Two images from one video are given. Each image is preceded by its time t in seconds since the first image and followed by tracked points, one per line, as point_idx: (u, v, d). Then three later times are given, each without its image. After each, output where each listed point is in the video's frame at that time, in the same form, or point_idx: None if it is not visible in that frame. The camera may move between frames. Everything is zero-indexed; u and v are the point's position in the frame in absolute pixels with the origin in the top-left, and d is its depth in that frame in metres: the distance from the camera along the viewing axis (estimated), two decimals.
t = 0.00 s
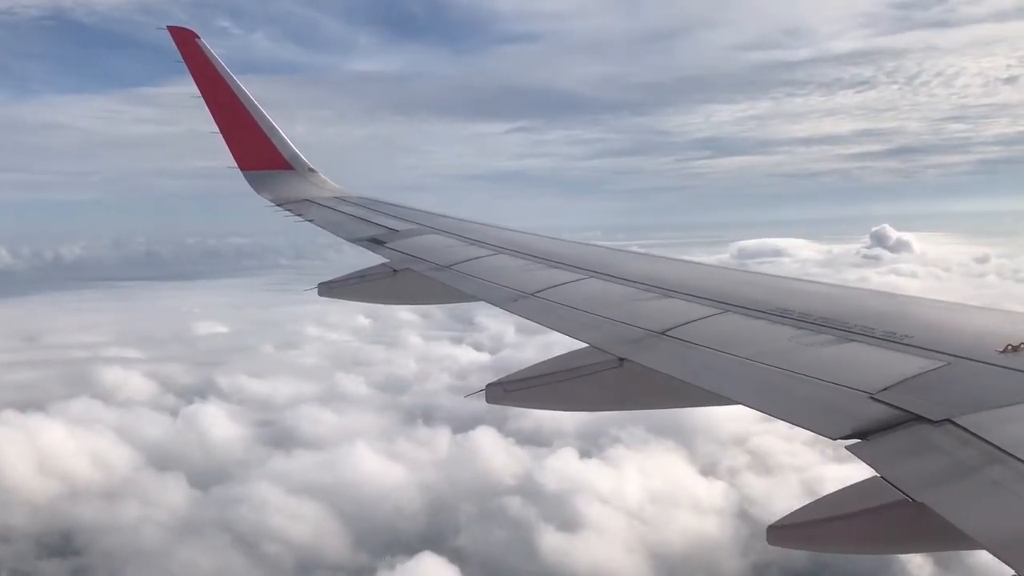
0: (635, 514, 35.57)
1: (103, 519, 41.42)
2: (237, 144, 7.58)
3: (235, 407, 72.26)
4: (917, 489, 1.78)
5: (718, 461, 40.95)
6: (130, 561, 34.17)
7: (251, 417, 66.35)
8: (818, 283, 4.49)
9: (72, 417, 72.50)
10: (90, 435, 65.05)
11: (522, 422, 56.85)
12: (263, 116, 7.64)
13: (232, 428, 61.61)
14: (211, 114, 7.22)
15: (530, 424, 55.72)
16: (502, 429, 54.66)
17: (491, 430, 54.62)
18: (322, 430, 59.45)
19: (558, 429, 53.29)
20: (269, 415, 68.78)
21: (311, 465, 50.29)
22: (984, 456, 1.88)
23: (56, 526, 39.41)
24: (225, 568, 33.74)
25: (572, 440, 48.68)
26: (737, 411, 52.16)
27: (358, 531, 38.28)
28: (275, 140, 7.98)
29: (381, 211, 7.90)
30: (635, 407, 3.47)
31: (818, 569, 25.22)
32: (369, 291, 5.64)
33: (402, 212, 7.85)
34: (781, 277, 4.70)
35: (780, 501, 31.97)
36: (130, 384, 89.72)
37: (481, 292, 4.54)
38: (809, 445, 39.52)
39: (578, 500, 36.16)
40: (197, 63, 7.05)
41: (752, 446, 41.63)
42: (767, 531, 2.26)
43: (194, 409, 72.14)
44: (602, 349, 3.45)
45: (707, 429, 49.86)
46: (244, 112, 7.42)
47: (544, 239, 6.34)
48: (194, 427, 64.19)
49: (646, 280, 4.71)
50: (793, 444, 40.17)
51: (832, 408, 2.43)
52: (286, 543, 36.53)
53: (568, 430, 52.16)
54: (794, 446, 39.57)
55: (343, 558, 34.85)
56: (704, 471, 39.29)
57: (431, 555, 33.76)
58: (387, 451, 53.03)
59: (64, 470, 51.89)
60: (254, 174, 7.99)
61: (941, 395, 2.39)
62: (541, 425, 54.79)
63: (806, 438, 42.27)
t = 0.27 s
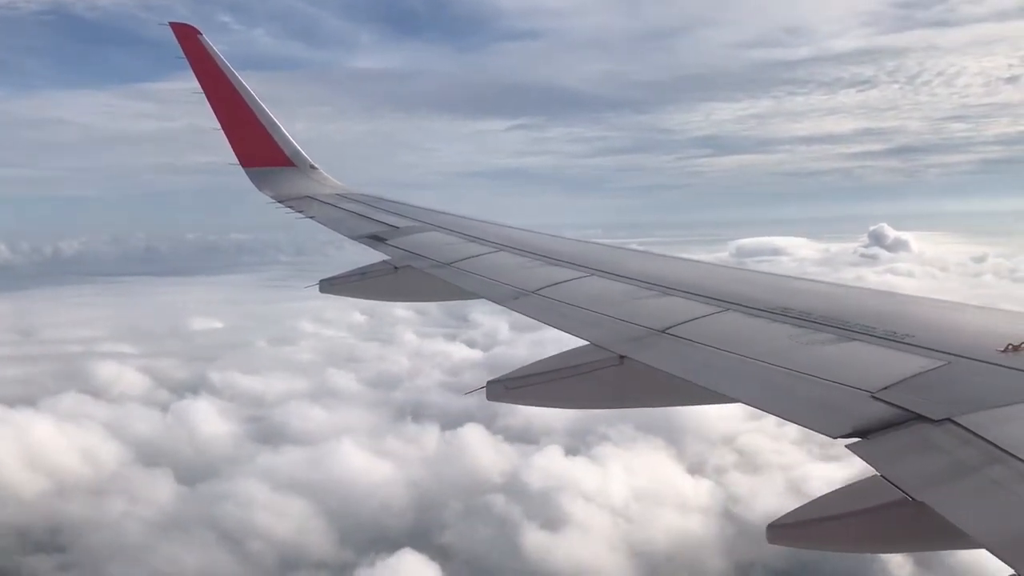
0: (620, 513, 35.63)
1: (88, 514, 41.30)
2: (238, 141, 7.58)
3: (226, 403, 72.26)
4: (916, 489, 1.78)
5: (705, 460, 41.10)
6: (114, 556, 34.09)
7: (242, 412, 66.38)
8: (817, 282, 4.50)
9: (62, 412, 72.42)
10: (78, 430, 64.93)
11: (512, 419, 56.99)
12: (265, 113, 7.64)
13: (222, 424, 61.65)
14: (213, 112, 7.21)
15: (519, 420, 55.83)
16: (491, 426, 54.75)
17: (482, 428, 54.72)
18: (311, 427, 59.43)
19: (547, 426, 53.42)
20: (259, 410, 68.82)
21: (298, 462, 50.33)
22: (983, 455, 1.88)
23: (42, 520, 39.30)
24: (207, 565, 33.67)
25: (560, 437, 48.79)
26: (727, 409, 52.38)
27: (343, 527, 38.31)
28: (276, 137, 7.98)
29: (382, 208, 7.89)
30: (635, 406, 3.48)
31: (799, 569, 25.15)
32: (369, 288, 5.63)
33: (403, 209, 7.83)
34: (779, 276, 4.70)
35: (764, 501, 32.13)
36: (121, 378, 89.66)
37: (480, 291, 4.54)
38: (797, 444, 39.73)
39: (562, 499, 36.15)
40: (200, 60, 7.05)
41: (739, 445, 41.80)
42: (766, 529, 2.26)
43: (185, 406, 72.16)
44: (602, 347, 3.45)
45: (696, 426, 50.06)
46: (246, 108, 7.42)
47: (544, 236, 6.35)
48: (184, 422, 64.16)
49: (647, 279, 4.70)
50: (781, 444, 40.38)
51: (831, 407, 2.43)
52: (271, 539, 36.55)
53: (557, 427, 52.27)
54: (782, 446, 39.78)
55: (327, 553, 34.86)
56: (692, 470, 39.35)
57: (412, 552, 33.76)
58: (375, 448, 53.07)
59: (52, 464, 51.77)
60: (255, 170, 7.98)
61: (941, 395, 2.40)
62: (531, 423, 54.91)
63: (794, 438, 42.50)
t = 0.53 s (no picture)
0: (605, 511, 35.78)
1: (74, 511, 41.18)
2: (238, 138, 7.57)
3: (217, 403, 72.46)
4: (916, 487, 1.79)
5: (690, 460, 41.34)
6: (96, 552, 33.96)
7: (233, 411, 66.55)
8: (815, 280, 4.50)
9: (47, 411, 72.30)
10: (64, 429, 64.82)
11: (501, 418, 57.24)
12: (264, 109, 7.63)
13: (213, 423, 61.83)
14: (212, 109, 7.19)
15: (508, 420, 56.10)
16: (480, 424, 54.98)
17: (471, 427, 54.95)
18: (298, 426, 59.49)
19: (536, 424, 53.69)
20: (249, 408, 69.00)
21: (284, 459, 50.50)
22: (983, 453, 1.88)
23: (26, 515, 39.13)
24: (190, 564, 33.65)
25: (548, 435, 49.00)
26: (715, 407, 52.65)
27: (329, 526, 38.45)
28: (275, 134, 7.97)
29: (381, 205, 7.89)
30: (635, 404, 3.48)
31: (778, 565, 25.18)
32: (369, 286, 5.63)
33: (401, 206, 7.84)
34: (778, 274, 4.71)
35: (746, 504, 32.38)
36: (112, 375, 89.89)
37: (480, 289, 4.54)
38: (784, 446, 40.02)
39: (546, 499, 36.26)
40: (199, 56, 7.03)
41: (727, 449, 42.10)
42: (766, 526, 2.26)
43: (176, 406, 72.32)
44: (603, 345, 3.45)
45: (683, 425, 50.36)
46: (245, 104, 7.41)
47: (543, 234, 6.35)
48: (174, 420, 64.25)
49: (646, 277, 4.70)
50: (768, 447, 40.69)
51: (833, 405, 2.43)
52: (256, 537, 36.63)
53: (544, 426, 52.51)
54: (769, 449, 40.09)
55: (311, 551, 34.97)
56: (679, 469, 39.48)
57: (392, 551, 33.82)
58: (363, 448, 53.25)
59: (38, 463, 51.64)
60: (254, 168, 7.97)
61: (942, 393, 2.40)
62: (519, 421, 55.17)
63: (781, 440, 42.80)
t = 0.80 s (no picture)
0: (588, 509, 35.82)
1: (59, 509, 41.03)
2: (236, 136, 7.56)
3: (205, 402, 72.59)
4: (915, 483, 1.79)
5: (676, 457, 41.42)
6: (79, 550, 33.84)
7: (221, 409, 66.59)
8: (813, 277, 4.50)
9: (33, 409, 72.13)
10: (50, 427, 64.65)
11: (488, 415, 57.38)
12: (264, 108, 7.63)
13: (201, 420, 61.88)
14: (211, 107, 7.20)
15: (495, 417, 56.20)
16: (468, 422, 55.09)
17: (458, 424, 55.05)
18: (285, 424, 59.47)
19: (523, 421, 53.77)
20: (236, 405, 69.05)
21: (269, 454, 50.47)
22: (981, 450, 1.89)
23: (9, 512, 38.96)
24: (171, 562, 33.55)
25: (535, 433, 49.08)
26: (703, 405, 52.80)
27: (312, 524, 38.49)
28: (274, 132, 7.96)
29: (380, 203, 7.89)
30: (634, 400, 3.49)
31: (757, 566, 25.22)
32: (368, 284, 5.63)
33: (400, 204, 7.84)
34: (778, 271, 4.70)
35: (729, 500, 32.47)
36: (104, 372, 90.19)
37: (479, 286, 4.53)
38: (769, 444, 40.16)
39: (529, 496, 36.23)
40: (197, 54, 7.02)
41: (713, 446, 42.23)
42: (765, 522, 2.27)
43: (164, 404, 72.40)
44: (602, 343, 3.45)
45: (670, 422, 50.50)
46: (243, 102, 7.40)
47: (541, 231, 6.35)
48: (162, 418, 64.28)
49: (645, 274, 4.70)
50: (753, 444, 40.84)
51: (831, 401, 2.44)
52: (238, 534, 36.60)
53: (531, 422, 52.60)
54: (755, 446, 40.25)
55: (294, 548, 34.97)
56: (666, 466, 39.55)
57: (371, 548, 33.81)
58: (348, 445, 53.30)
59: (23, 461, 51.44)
60: (253, 166, 7.96)
61: (940, 390, 2.40)
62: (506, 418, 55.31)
63: (766, 436, 43.04)
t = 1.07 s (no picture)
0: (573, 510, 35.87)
1: (44, 509, 40.91)
2: (235, 137, 7.56)
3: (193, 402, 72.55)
4: (915, 482, 1.79)
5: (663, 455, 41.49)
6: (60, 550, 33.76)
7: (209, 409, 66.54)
8: (810, 276, 4.51)
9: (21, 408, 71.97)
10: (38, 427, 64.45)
11: (476, 414, 57.45)
12: (262, 108, 7.62)
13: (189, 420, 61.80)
14: (208, 106, 7.18)
15: (482, 416, 56.26)
16: (456, 421, 55.11)
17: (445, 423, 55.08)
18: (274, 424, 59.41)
19: (510, 419, 53.84)
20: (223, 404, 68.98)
21: (256, 454, 50.40)
22: (979, 449, 1.89)
23: None
24: (153, 562, 33.47)
25: (522, 432, 49.12)
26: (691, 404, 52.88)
27: (295, 525, 38.45)
28: (273, 132, 7.96)
29: (379, 203, 7.88)
30: (632, 399, 3.50)
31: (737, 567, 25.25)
32: (367, 284, 5.63)
33: (398, 204, 7.84)
34: (775, 269, 4.71)
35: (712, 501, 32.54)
36: (94, 372, 90.17)
37: (478, 285, 4.53)
38: (755, 443, 40.28)
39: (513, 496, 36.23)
40: (196, 55, 7.01)
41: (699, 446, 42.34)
42: (764, 522, 2.27)
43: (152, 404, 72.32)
44: (601, 342, 3.45)
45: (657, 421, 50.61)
46: (241, 103, 7.40)
47: (539, 230, 6.36)
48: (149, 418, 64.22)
49: (643, 274, 4.70)
50: (739, 443, 40.95)
51: (830, 401, 2.44)
52: (220, 534, 36.53)
53: (518, 421, 52.66)
54: (742, 445, 40.36)
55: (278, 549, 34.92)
56: (652, 464, 39.58)
57: (351, 548, 33.76)
58: (335, 445, 53.32)
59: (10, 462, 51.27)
60: (252, 166, 7.96)
61: (940, 389, 2.40)
62: (494, 417, 55.36)
63: (753, 435, 43.15)
